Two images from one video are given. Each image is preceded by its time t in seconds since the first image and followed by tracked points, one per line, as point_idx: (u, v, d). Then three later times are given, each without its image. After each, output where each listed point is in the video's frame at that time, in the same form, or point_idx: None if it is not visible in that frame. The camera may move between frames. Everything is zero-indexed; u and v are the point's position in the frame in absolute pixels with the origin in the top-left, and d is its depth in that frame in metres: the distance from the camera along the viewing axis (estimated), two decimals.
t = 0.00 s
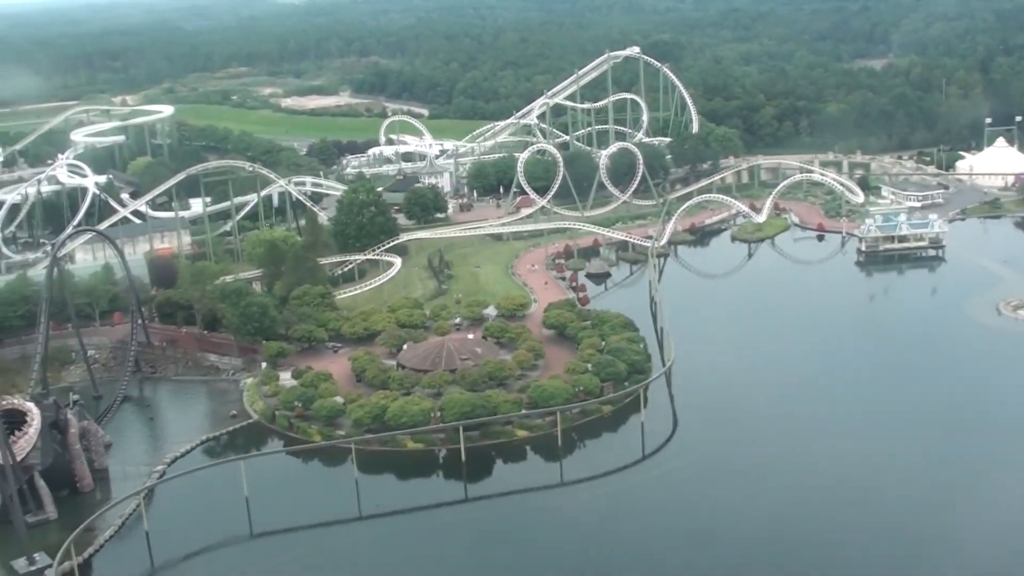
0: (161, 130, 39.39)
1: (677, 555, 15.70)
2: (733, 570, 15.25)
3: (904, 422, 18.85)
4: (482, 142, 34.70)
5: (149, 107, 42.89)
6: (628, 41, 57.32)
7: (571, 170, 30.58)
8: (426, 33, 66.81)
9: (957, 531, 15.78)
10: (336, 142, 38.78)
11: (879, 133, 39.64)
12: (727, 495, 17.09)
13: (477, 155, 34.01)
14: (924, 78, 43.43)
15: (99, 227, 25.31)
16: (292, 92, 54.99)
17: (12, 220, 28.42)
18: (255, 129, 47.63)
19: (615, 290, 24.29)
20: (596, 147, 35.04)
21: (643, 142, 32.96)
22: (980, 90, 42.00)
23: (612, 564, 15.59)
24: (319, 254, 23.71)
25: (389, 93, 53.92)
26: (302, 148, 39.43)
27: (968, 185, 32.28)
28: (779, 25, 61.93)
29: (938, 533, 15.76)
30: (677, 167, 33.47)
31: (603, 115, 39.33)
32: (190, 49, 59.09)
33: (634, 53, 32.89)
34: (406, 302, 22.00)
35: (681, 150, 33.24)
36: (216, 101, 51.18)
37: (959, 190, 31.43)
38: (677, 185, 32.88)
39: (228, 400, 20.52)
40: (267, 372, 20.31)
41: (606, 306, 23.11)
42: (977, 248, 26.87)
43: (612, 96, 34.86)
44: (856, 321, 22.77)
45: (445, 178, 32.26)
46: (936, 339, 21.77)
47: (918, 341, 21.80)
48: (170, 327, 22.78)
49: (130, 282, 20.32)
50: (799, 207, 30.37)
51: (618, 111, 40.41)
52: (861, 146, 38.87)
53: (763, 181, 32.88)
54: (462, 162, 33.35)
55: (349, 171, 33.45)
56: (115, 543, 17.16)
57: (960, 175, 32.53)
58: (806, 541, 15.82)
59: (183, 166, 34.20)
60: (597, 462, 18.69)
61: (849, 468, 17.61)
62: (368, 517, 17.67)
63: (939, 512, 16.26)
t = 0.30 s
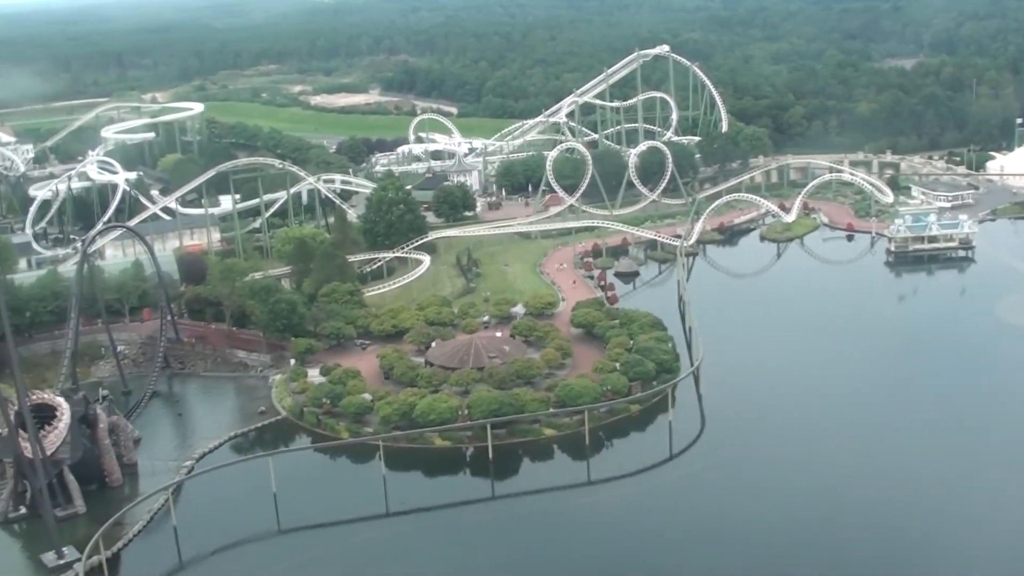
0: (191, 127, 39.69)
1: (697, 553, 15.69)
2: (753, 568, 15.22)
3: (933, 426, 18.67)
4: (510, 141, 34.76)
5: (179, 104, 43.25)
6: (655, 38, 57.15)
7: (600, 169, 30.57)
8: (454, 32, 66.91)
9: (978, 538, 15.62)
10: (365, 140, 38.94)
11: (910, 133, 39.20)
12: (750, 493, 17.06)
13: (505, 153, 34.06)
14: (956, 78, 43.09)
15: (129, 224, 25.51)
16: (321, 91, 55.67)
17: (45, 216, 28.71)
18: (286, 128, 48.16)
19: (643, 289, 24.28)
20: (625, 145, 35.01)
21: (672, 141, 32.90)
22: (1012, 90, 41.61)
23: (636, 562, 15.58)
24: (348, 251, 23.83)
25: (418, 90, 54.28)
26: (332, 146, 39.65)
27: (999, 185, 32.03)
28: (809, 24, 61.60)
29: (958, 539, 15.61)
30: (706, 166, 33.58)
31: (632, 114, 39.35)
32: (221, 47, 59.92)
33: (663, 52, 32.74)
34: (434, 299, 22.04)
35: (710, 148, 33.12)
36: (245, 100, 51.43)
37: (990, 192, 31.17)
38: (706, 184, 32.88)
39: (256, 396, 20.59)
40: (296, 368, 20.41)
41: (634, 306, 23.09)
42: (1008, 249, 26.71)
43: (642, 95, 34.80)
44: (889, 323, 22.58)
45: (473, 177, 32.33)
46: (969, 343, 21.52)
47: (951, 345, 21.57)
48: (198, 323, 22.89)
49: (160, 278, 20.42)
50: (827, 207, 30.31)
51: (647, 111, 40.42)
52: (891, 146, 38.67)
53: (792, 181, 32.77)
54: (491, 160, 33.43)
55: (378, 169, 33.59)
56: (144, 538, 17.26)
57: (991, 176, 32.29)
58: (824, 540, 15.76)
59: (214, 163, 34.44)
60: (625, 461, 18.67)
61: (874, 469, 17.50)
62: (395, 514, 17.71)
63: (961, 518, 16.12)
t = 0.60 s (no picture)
0: (223, 124, 39.96)
1: (710, 554, 15.65)
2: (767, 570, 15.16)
3: (962, 436, 18.39)
4: (541, 139, 34.66)
5: (211, 101, 43.56)
6: (685, 37, 57.04)
7: (630, 167, 30.53)
8: (482, 33, 67.05)
9: (993, 550, 15.39)
10: (397, 138, 39.12)
11: (941, 134, 39.45)
12: (769, 496, 16.99)
13: (536, 152, 34.12)
14: (990, 79, 42.66)
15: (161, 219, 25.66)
16: (354, 87, 57.43)
17: (76, 210, 28.92)
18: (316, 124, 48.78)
19: (673, 289, 24.25)
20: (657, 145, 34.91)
21: (703, 140, 32.82)
22: None
23: (657, 563, 15.55)
24: (379, 248, 23.94)
25: (449, 87, 54.60)
26: (363, 143, 39.86)
27: None
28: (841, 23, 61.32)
29: (975, 550, 15.38)
30: (738, 166, 33.73)
31: (663, 114, 39.36)
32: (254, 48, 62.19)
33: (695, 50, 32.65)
34: (464, 297, 22.05)
35: (741, 149, 33.36)
36: (276, 96, 53.59)
37: None
38: (737, 184, 32.79)
39: (286, 392, 20.66)
40: (325, 364, 20.47)
41: (664, 305, 23.06)
42: None
43: (673, 94, 34.74)
44: (924, 329, 22.30)
45: (504, 175, 32.43)
46: (1006, 352, 21.16)
47: (981, 351, 21.32)
48: (229, 319, 22.97)
49: (191, 274, 20.48)
50: (859, 207, 30.21)
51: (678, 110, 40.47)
52: (923, 147, 38.47)
53: (824, 181, 32.62)
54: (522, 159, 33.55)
55: (409, 167, 33.75)
56: (173, 532, 17.33)
57: None
58: (837, 545, 15.67)
59: (246, 158, 34.64)
60: (654, 461, 18.63)
61: (897, 476, 17.32)
62: (423, 511, 17.73)
63: (980, 530, 15.86)
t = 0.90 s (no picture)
0: (254, 123, 40.21)
1: (730, 556, 15.64)
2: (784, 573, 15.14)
3: (989, 445, 18.19)
4: (572, 140, 34.70)
5: (242, 99, 43.85)
6: (716, 37, 56.87)
7: (661, 168, 30.54)
8: (512, 36, 67.05)
9: (999, 556, 15.33)
10: (429, 138, 39.33)
11: (973, 136, 39.16)
12: (794, 500, 16.95)
13: (567, 152, 34.19)
14: None
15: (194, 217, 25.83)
16: (386, 88, 58.26)
17: (109, 208, 29.18)
18: (348, 123, 49.29)
19: (704, 290, 24.24)
20: (689, 146, 34.86)
21: (734, 141, 32.77)
22: None
23: (681, 564, 15.56)
24: (410, 247, 24.20)
25: (480, 88, 55.12)
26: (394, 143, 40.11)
27: None
28: (874, 23, 60.95)
29: (996, 559, 15.23)
30: (769, 167, 33.56)
31: (694, 115, 39.41)
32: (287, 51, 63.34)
33: (727, 51, 32.60)
34: (495, 297, 22.09)
35: (774, 150, 33.23)
36: (309, 96, 54.40)
37: None
38: (768, 185, 32.72)
39: (316, 390, 20.75)
40: (355, 363, 20.56)
41: (695, 307, 23.06)
42: None
43: (705, 95, 34.67)
44: (953, 335, 22.10)
45: (535, 175, 32.59)
46: None
47: (1008, 358, 21.12)
48: (260, 317, 23.09)
49: (223, 272, 20.55)
50: (890, 210, 30.11)
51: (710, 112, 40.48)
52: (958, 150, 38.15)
53: (855, 183, 32.51)
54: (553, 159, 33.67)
55: (440, 167, 33.92)
56: (202, 528, 17.43)
57: None
58: (857, 550, 15.60)
59: (278, 158, 34.83)
60: (685, 464, 18.58)
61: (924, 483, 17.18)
62: (451, 510, 17.78)
63: (993, 538, 15.74)
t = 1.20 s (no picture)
0: (283, 122, 40.39)
1: (744, 556, 15.66)
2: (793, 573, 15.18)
3: (1007, 449, 18.08)
4: (601, 140, 34.71)
5: (270, 98, 44.11)
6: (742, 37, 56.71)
7: (689, 169, 30.57)
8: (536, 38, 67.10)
9: (1007, 559, 15.28)
10: (457, 138, 39.57)
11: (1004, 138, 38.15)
12: (817, 501, 16.91)
13: (595, 153, 34.13)
14: None
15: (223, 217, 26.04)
16: (414, 88, 58.60)
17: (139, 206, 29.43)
18: (377, 123, 49.52)
19: (731, 292, 24.25)
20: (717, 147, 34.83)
21: (762, 142, 32.77)
22: None
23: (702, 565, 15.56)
24: (438, 248, 24.23)
25: (509, 88, 55.28)
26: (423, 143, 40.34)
27: None
28: (904, 22, 60.58)
29: (1016, 565, 15.11)
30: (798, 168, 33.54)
31: (723, 116, 39.50)
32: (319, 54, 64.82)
33: (757, 53, 32.58)
34: (522, 297, 22.14)
35: (801, 152, 33.35)
36: (337, 96, 54.82)
37: None
38: (797, 186, 32.68)
39: (343, 389, 20.81)
40: (383, 363, 20.63)
41: (722, 308, 23.07)
42: None
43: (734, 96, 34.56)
44: (976, 339, 21.97)
45: (562, 176, 32.74)
46: None
47: None
48: (288, 316, 23.18)
49: (250, 271, 20.62)
50: (918, 212, 30.02)
51: (739, 113, 40.54)
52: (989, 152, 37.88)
53: (884, 185, 32.44)
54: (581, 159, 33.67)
55: (467, 167, 34.14)
56: (229, 526, 17.52)
57: None
58: (874, 552, 15.57)
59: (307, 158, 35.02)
60: (712, 465, 18.54)
61: (949, 488, 17.05)
62: (478, 510, 17.82)
63: (1002, 541, 15.69)
